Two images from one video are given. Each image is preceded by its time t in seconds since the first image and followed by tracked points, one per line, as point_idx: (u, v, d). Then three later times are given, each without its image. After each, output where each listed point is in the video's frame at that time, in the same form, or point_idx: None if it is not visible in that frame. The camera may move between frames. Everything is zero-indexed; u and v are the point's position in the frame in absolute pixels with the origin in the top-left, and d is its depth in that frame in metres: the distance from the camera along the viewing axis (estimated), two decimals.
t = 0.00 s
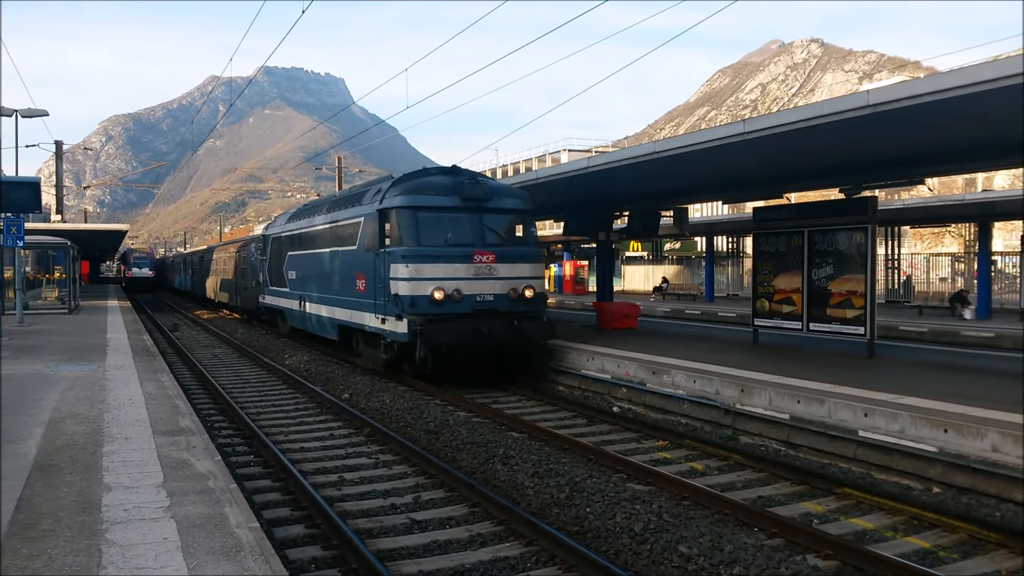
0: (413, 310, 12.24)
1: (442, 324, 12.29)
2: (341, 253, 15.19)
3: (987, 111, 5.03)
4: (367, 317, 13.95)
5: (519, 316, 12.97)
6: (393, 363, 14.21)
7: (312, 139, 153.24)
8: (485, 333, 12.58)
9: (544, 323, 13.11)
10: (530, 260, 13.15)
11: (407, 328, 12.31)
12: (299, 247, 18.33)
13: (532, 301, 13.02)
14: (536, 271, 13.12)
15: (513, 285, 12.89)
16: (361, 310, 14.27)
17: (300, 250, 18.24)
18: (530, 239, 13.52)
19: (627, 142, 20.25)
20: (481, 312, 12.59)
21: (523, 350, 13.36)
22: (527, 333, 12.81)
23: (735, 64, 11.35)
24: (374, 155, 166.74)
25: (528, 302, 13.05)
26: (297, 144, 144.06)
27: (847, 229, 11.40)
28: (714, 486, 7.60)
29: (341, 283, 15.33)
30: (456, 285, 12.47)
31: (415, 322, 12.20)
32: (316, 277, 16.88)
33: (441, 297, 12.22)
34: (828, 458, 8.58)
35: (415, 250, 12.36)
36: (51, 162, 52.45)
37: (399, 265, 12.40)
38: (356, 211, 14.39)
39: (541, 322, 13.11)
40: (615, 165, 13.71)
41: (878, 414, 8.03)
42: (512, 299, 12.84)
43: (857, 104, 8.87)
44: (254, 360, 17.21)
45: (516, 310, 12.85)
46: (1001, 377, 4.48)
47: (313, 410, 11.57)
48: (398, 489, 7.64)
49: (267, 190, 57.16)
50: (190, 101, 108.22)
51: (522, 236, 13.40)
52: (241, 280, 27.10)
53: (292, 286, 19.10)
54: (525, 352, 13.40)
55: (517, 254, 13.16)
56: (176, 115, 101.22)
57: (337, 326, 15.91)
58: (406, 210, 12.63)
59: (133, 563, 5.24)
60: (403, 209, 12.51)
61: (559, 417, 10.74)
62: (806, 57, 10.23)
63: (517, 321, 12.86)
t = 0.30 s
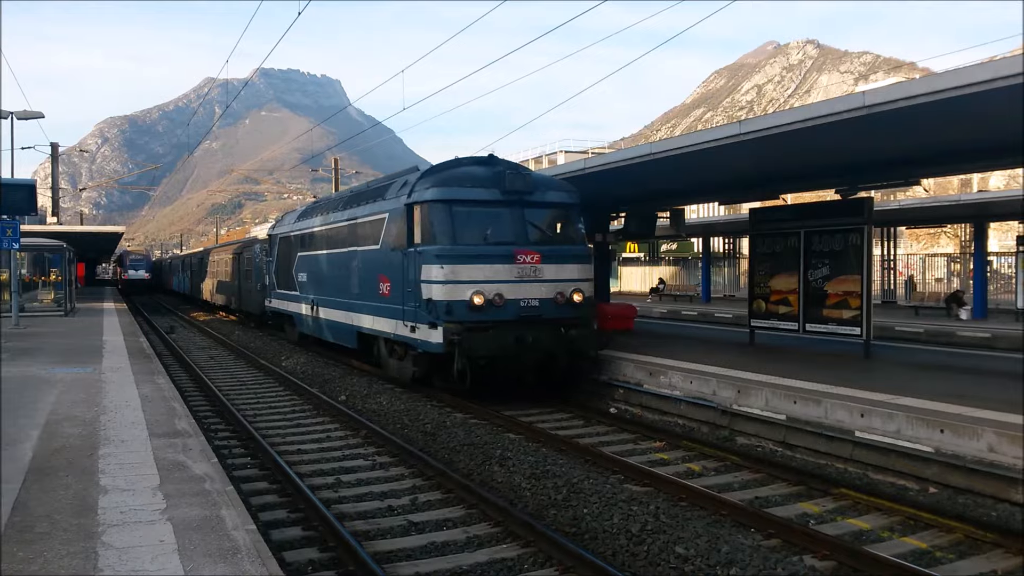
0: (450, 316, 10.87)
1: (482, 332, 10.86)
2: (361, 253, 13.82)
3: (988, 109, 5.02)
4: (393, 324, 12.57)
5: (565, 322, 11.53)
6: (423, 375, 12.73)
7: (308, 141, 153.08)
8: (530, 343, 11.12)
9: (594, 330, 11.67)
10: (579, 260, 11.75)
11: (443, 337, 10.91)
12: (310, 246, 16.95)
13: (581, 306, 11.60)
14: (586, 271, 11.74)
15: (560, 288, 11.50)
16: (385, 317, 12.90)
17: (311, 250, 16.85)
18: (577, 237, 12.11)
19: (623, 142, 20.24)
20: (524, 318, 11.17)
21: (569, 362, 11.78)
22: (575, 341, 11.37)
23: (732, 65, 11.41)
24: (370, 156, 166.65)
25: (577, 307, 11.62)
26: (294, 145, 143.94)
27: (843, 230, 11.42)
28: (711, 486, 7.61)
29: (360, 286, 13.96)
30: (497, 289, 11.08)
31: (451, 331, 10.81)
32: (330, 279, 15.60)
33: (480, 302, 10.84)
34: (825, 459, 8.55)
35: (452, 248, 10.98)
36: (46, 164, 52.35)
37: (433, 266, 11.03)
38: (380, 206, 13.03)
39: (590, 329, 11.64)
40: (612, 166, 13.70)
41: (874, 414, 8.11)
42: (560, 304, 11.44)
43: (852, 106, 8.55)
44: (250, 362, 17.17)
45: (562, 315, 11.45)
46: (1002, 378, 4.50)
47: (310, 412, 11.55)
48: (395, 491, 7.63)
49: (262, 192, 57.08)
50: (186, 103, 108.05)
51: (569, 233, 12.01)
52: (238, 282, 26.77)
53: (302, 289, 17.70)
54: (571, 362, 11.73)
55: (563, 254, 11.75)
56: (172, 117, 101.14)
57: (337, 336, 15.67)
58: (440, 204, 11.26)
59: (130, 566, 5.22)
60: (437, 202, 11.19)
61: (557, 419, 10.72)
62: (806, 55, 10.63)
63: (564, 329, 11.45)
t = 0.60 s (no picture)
0: (499, 323, 9.29)
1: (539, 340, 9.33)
2: (387, 250, 12.21)
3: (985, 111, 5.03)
4: (426, 331, 11.00)
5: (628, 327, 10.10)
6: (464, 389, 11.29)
7: (306, 140, 152.97)
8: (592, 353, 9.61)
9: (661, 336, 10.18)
10: (643, 258, 10.27)
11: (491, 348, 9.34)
12: (326, 244, 15.41)
13: (647, 310, 10.18)
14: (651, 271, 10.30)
15: (624, 291, 10.07)
16: (416, 322, 11.33)
17: (326, 248, 15.31)
18: (640, 231, 10.59)
19: (621, 142, 20.27)
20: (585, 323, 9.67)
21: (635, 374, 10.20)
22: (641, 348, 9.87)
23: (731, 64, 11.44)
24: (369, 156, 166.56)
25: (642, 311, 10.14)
26: (292, 145, 143.85)
27: (842, 229, 11.43)
28: (709, 485, 7.61)
29: (385, 288, 12.41)
30: (554, 291, 9.56)
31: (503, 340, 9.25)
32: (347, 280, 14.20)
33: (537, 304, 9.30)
34: (824, 458, 8.56)
35: (502, 244, 9.41)
36: (44, 163, 52.34)
37: (480, 265, 9.45)
38: (409, 197, 11.50)
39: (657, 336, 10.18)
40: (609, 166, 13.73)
41: (872, 414, 8.07)
42: (623, 308, 9.99)
43: (850, 105, 8.61)
44: (249, 361, 17.15)
45: (626, 320, 9.99)
46: (1001, 380, 4.50)
47: (308, 411, 11.54)
48: (393, 490, 7.63)
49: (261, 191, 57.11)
50: (184, 102, 107.97)
51: (630, 227, 10.48)
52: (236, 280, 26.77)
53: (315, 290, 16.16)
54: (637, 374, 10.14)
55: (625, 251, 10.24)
56: (170, 116, 101.06)
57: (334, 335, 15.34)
58: (489, 192, 9.69)
59: (128, 565, 5.22)
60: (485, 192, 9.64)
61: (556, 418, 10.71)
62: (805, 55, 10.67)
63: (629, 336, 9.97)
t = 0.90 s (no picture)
0: (566, 331, 8.16)
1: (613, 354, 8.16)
2: (419, 247, 11.22)
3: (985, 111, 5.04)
4: (472, 339, 9.86)
5: (709, 336, 8.96)
6: (513, 407, 10.01)
7: (302, 138, 152.79)
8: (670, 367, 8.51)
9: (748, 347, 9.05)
10: (728, 256, 9.09)
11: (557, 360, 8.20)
12: (345, 240, 14.29)
13: (732, 317, 9.01)
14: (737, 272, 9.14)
15: (707, 295, 8.89)
16: (457, 328, 10.20)
17: (346, 245, 14.17)
18: (720, 224, 9.43)
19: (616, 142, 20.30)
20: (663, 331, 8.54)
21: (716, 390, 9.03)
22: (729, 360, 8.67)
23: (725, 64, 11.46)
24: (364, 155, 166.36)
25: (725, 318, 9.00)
26: (287, 143, 143.66)
27: (836, 229, 11.45)
28: (702, 484, 7.63)
29: (419, 290, 11.29)
30: (630, 295, 8.41)
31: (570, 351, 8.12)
32: (370, 280, 13.09)
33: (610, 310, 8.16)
34: (816, 457, 8.59)
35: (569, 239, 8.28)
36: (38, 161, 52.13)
37: (543, 263, 8.31)
38: (449, 186, 10.41)
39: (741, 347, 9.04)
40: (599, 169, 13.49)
41: (864, 413, 8.09)
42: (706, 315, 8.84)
43: (844, 106, 8.47)
44: (243, 360, 17.11)
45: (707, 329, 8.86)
46: (991, 379, 4.55)
47: (302, 410, 11.51)
48: (387, 488, 7.63)
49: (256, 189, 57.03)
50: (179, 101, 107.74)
51: (709, 220, 9.34)
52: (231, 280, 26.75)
53: (331, 290, 15.05)
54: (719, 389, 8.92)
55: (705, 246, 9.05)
56: (165, 114, 100.83)
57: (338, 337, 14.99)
58: (553, 178, 8.59)
59: (121, 564, 5.20)
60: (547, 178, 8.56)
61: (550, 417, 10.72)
62: (797, 55, 10.44)
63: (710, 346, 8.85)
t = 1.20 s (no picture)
0: (666, 350, 6.60)
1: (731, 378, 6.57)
2: (463, 245, 9.79)
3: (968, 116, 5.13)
4: (533, 355, 8.36)
5: (831, 353, 7.40)
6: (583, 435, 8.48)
7: (296, 140, 152.66)
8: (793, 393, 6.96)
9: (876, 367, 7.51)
10: (850, 255, 7.51)
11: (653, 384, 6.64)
12: (369, 238, 13.08)
13: (857, 331, 7.43)
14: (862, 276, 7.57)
15: (830, 304, 7.32)
16: (511, 340, 8.79)
17: (370, 243, 12.98)
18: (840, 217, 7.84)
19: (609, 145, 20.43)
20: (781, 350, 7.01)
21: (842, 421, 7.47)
22: (856, 383, 7.12)
23: (716, 69, 11.55)
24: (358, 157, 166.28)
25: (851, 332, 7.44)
26: (281, 145, 143.51)
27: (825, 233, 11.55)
28: (693, 486, 7.67)
29: (461, 295, 9.87)
30: (742, 305, 6.84)
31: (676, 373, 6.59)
32: (400, 282, 11.76)
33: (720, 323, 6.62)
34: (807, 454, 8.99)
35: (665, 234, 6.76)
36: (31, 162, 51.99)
37: (633, 265, 6.77)
38: (500, 175, 9.07)
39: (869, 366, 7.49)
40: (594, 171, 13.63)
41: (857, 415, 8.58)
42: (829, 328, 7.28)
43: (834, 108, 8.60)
44: (236, 361, 17.09)
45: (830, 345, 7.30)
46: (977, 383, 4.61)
47: (295, 411, 11.52)
48: (379, 490, 7.64)
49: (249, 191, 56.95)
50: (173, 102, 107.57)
51: (824, 213, 7.71)
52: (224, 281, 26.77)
53: (354, 295, 13.71)
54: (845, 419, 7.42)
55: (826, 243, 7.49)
56: (159, 116, 100.62)
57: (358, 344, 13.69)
58: (644, 159, 7.06)
59: (114, 566, 5.21)
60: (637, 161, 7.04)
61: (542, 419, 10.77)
62: (788, 60, 10.54)
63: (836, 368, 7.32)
